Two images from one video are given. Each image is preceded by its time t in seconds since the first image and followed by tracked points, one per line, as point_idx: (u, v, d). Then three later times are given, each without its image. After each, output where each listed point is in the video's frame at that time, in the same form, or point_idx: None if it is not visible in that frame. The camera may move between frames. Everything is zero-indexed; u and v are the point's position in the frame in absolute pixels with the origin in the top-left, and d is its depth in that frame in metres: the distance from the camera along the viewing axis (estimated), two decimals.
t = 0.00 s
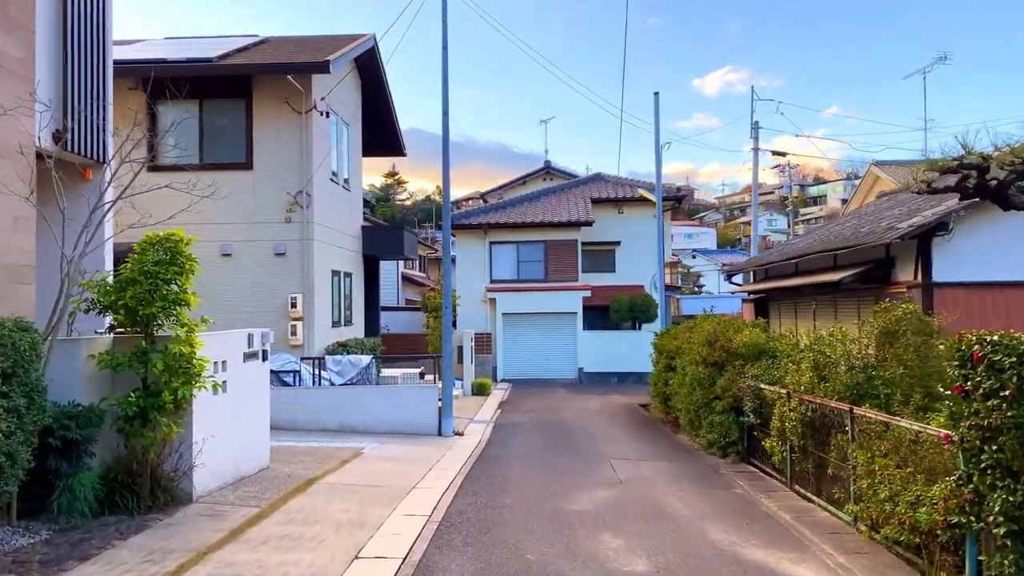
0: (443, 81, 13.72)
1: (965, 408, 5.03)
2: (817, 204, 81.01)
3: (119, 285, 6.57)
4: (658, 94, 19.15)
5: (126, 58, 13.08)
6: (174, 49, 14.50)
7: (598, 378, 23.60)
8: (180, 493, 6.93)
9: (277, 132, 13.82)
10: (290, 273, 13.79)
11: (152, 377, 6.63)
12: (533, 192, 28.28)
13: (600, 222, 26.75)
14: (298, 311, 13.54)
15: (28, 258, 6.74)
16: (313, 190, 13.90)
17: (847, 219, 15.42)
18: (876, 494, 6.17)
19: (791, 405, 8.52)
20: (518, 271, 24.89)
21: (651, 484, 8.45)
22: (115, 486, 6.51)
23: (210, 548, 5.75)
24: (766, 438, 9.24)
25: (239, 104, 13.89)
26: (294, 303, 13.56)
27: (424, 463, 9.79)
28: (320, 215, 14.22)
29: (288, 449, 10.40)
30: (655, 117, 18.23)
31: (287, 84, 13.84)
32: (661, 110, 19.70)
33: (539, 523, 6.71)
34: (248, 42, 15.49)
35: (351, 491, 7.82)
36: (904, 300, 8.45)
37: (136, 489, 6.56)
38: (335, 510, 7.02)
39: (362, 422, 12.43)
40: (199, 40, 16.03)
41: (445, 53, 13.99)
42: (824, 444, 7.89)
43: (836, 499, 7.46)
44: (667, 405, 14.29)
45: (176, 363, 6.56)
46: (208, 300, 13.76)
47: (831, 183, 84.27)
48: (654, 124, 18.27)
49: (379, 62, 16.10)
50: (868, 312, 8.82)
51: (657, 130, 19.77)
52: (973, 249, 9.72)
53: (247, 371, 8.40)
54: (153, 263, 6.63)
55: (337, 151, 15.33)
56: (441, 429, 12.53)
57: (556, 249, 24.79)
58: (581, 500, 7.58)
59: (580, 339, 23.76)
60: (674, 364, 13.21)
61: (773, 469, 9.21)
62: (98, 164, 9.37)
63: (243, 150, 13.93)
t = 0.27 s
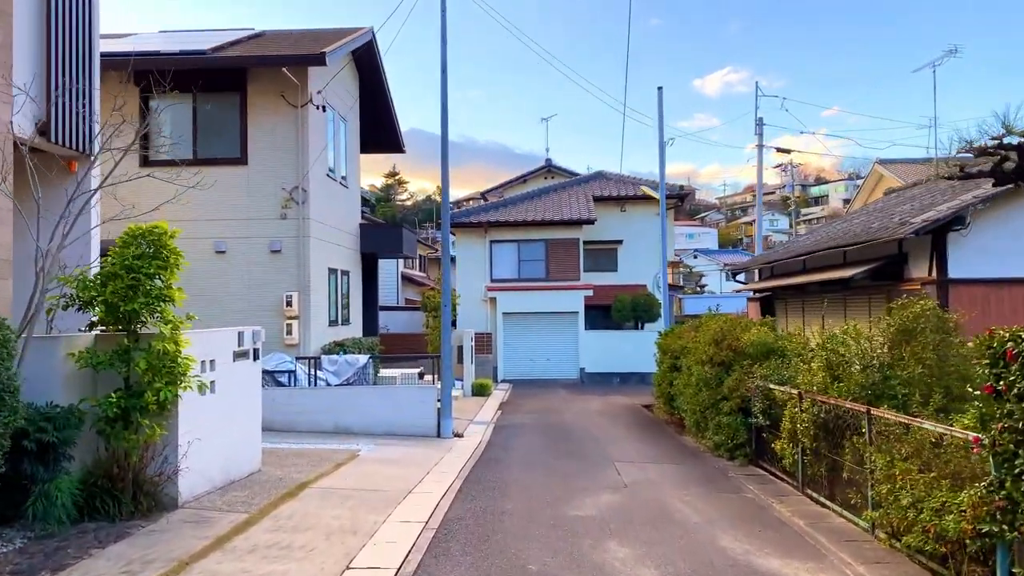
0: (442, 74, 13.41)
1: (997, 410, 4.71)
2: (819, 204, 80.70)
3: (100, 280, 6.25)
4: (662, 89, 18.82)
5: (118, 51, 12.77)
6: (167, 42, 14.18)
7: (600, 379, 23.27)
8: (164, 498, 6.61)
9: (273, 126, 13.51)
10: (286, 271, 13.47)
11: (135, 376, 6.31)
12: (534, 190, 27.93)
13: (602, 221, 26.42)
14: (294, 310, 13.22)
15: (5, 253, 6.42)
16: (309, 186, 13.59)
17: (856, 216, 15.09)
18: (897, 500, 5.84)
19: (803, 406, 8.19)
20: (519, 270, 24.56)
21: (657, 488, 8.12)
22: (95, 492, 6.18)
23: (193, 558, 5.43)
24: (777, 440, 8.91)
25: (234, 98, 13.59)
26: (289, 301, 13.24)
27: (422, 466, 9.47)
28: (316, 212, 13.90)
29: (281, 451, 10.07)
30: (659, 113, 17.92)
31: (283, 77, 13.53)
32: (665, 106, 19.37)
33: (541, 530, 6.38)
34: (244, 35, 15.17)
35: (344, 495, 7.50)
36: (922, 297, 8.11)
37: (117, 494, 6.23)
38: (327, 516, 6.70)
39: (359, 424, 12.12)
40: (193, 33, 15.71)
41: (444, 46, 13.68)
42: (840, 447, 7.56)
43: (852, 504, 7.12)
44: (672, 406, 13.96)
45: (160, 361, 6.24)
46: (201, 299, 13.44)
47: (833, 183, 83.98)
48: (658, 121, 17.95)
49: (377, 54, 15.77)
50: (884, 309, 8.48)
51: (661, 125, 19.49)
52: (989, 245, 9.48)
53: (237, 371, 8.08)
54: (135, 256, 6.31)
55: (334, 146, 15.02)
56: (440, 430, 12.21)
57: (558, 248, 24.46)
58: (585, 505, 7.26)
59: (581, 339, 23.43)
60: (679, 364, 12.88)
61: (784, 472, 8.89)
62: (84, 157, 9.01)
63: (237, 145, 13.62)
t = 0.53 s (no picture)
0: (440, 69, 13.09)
1: None
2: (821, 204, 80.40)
3: (80, 280, 5.92)
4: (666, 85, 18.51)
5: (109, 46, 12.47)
6: (161, 37, 13.86)
7: (602, 380, 22.95)
8: (148, 509, 6.29)
9: (268, 123, 13.20)
10: (281, 271, 13.15)
11: (117, 381, 5.98)
12: (536, 189, 27.62)
13: (605, 220, 26.11)
14: (289, 311, 12.90)
15: None
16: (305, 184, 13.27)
17: (863, 215, 14.79)
18: (920, 512, 5.52)
19: (817, 411, 7.86)
20: (521, 270, 24.28)
21: (665, 497, 7.80)
22: (73, 503, 5.84)
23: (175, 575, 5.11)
24: (788, 446, 8.59)
25: (228, 94, 13.27)
26: (285, 301, 12.93)
27: (421, 473, 9.15)
28: (313, 209, 13.58)
29: (276, 456, 9.75)
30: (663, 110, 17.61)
31: (278, 72, 13.22)
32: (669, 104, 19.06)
33: (544, 544, 6.07)
34: (239, 30, 14.86)
35: (339, 505, 7.18)
36: (940, 297, 7.78)
37: (97, 506, 5.90)
38: (320, 528, 6.39)
39: (356, 427, 11.80)
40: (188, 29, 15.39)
41: (443, 40, 13.36)
42: (856, 454, 7.23)
43: (872, 515, 6.79)
44: (676, 408, 13.63)
45: (143, 365, 5.92)
46: (195, 300, 13.12)
47: (835, 182, 83.69)
48: (661, 119, 17.64)
49: (375, 49, 15.46)
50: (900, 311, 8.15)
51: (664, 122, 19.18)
52: (1007, 244, 9.16)
53: (228, 375, 7.75)
54: (115, 255, 5.99)
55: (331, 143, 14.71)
56: (439, 434, 11.88)
57: (559, 247, 24.14)
58: (590, 517, 6.93)
59: (584, 340, 23.11)
60: (684, 366, 12.57)
61: (795, 480, 8.57)
62: (70, 152, 8.65)
63: (232, 141, 13.30)
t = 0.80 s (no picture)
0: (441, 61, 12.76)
1: None
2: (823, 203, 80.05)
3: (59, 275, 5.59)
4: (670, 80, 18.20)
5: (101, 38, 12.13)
6: (156, 29, 13.54)
7: (605, 381, 22.62)
8: (132, 517, 5.96)
9: (264, 117, 12.89)
10: (277, 268, 12.82)
11: (99, 382, 5.65)
12: (537, 186, 27.30)
13: (607, 218, 25.79)
14: (286, 309, 12.58)
15: None
16: (302, 179, 12.95)
17: (873, 212, 14.46)
18: (951, 522, 5.19)
19: (833, 413, 7.53)
20: (523, 270, 23.97)
21: (675, 503, 7.47)
22: (52, 511, 5.49)
23: None
24: (802, 449, 8.26)
25: (224, 87, 12.95)
26: (282, 300, 12.60)
27: (421, 476, 8.83)
28: (310, 206, 13.26)
29: (270, 460, 9.43)
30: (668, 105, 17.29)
31: (275, 65, 12.90)
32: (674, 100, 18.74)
33: (550, 554, 5.75)
34: (236, 22, 14.54)
35: (334, 511, 6.86)
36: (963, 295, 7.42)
37: (78, 513, 5.56)
38: (313, 536, 6.07)
39: (355, 429, 11.49)
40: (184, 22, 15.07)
41: (444, 32, 13.04)
42: (876, 459, 6.90)
43: (895, 523, 6.45)
44: (682, 409, 13.31)
45: (126, 365, 5.59)
46: (189, 298, 12.79)
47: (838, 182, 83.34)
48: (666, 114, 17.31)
49: (374, 41, 15.15)
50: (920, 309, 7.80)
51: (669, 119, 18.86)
52: None
53: (218, 376, 7.43)
54: (96, 248, 5.65)
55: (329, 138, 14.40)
56: (439, 437, 11.53)
57: (561, 246, 23.83)
58: (597, 525, 6.61)
59: (586, 340, 22.78)
60: (691, 367, 12.24)
61: (810, 484, 8.24)
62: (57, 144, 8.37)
63: (227, 136, 12.98)
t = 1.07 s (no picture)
0: (440, 55, 12.46)
1: None
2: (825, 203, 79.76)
3: (36, 275, 5.29)
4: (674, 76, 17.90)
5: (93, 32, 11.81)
6: (149, 23, 13.23)
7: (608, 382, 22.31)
8: (114, 529, 5.66)
9: (260, 113, 12.59)
10: (273, 268, 12.51)
11: (78, 387, 5.35)
12: (539, 186, 27.01)
13: (609, 217, 25.49)
14: (282, 310, 12.28)
15: None
16: (299, 176, 12.65)
17: (883, 209, 14.17)
18: (982, 537, 4.89)
19: (848, 418, 7.23)
20: (524, 270, 23.66)
21: (684, 512, 7.17)
22: (29, 524, 5.20)
23: None
24: (816, 456, 7.96)
25: (219, 83, 12.65)
26: (277, 300, 12.29)
27: (419, 483, 8.52)
28: (307, 204, 12.96)
29: (264, 465, 9.13)
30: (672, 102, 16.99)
31: (271, 60, 12.60)
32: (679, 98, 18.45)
33: (554, 568, 5.44)
34: (232, 16, 14.23)
35: (328, 521, 6.56)
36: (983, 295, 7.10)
37: (56, 526, 5.26)
38: (305, 548, 5.77)
39: (352, 432, 11.19)
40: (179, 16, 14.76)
41: (444, 26, 12.73)
42: (897, 467, 6.59)
43: (918, 535, 6.15)
44: (688, 412, 13.01)
45: (107, 369, 5.29)
46: (183, 299, 12.49)
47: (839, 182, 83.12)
48: (671, 111, 17.02)
49: (373, 36, 14.86)
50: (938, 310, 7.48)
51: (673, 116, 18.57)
52: None
53: (208, 380, 7.13)
54: (75, 246, 5.35)
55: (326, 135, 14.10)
56: (439, 441, 11.22)
57: (563, 245, 23.53)
58: (603, 536, 6.31)
59: (588, 340, 22.47)
60: (698, 369, 11.93)
61: (825, 492, 7.94)
62: (40, 139, 8.22)
63: (222, 133, 12.68)
